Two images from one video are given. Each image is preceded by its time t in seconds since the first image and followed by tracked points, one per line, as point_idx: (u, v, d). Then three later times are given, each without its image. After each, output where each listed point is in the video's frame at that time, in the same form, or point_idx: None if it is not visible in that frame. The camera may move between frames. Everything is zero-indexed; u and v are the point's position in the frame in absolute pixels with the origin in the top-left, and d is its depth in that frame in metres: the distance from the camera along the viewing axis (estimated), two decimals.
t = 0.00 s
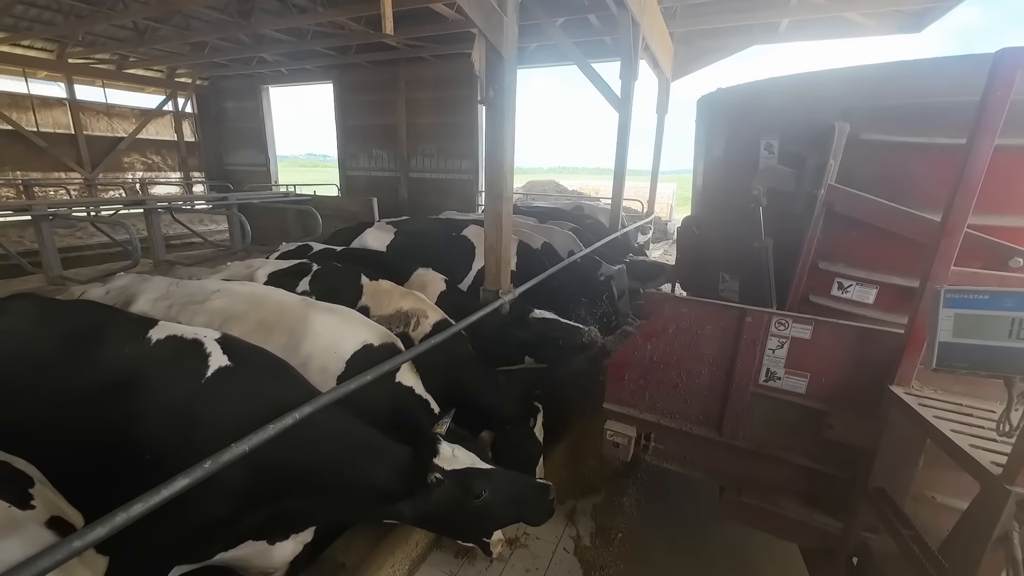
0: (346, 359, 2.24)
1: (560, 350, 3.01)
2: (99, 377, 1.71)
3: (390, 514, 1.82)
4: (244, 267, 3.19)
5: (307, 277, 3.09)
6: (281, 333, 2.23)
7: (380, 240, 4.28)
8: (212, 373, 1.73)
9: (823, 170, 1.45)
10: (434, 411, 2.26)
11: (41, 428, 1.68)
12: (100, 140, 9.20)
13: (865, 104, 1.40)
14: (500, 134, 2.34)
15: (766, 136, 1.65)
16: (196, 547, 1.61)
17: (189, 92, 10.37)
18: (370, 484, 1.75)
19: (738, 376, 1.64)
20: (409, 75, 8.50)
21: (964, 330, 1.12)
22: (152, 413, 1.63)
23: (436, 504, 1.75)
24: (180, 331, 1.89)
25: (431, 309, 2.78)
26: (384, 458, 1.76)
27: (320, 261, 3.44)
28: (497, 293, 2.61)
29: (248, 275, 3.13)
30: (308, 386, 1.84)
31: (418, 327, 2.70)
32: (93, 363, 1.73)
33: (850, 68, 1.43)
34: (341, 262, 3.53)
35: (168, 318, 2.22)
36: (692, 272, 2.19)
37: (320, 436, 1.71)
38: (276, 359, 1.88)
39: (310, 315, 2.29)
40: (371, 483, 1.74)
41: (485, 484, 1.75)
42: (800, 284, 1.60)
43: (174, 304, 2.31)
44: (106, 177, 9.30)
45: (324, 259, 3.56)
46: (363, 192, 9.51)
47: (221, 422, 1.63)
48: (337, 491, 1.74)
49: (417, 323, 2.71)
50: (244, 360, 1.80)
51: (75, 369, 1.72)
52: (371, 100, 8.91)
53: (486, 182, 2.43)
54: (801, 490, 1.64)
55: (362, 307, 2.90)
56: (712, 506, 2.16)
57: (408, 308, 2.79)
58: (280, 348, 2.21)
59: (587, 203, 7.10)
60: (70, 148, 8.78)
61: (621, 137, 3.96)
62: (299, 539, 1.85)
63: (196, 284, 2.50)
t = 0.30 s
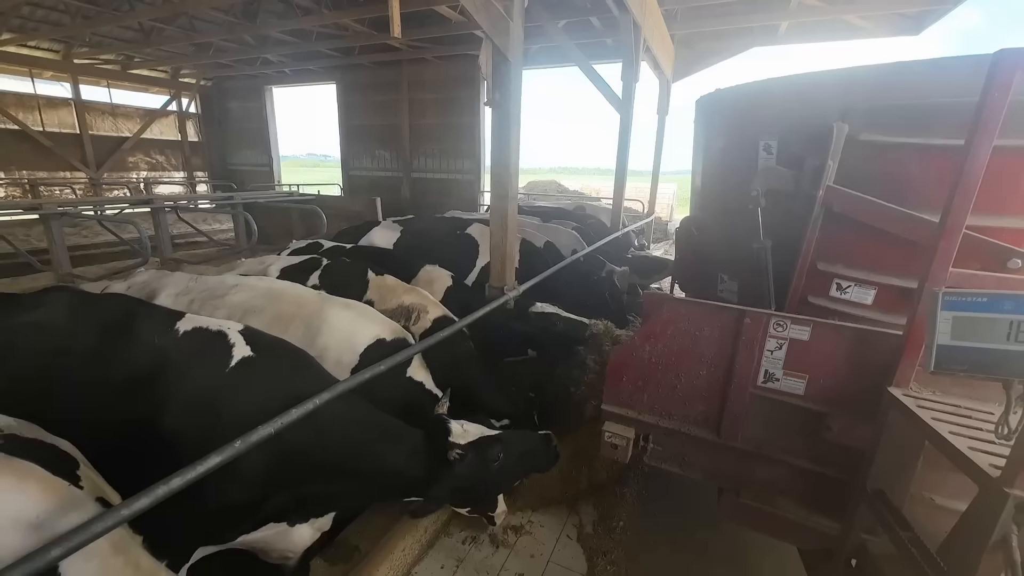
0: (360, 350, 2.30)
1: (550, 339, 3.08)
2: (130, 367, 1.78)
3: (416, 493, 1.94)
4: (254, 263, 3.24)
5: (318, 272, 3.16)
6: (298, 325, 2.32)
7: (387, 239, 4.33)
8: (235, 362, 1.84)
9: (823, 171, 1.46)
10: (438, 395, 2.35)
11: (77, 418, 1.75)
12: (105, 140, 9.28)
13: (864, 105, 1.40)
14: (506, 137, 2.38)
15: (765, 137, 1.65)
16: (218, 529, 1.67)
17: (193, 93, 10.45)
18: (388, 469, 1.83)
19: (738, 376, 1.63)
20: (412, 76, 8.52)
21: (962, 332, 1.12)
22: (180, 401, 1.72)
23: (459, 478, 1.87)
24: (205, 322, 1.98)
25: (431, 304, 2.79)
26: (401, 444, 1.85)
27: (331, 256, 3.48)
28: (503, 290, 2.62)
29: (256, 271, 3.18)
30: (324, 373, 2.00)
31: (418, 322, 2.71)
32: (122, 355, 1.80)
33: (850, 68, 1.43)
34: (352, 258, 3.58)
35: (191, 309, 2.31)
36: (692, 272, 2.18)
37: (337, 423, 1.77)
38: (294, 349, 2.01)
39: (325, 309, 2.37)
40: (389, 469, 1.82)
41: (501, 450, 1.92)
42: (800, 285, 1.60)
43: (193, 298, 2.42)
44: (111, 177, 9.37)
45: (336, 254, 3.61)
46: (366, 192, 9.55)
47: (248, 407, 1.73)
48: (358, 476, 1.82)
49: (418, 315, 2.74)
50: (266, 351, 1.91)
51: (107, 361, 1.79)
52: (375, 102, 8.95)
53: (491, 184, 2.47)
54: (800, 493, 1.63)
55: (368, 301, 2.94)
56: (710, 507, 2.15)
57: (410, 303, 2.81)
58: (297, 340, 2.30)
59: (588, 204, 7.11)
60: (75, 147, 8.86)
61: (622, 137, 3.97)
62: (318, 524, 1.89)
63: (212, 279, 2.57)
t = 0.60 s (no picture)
0: (384, 344, 2.34)
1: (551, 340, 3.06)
2: (167, 355, 1.86)
3: (447, 460, 2.04)
4: (274, 260, 3.28)
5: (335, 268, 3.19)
6: (324, 319, 2.34)
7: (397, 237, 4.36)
8: (266, 352, 1.87)
9: (822, 172, 1.47)
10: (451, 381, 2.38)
11: (118, 407, 1.82)
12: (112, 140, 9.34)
13: (862, 107, 1.41)
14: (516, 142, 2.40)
15: (764, 138, 1.66)
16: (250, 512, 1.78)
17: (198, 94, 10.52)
18: (413, 443, 1.93)
19: (737, 376, 1.64)
20: (416, 78, 8.56)
21: (960, 333, 1.12)
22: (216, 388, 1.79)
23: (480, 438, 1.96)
24: (235, 313, 2.00)
25: (449, 300, 2.82)
26: (421, 418, 1.94)
27: (347, 254, 3.51)
28: (510, 288, 2.64)
29: (276, 268, 3.21)
30: (350, 360, 1.98)
31: (437, 318, 2.76)
32: (159, 345, 1.88)
33: (849, 69, 1.44)
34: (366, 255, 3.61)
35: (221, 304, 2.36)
36: (692, 273, 2.19)
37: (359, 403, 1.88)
38: (323, 338, 2.00)
39: (350, 305, 2.38)
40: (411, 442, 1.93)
41: (515, 405, 1.97)
42: (800, 285, 1.60)
43: (222, 295, 2.47)
44: (117, 177, 9.44)
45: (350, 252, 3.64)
46: (369, 193, 9.58)
47: (277, 388, 1.80)
48: (386, 454, 1.91)
49: (439, 310, 2.77)
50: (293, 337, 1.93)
51: (146, 350, 1.88)
52: (379, 102, 8.99)
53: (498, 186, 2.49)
54: (799, 493, 1.64)
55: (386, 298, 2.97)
56: (709, 508, 2.16)
57: (429, 299, 2.84)
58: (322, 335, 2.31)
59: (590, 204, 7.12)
60: (82, 147, 8.94)
61: (624, 139, 3.98)
62: (342, 502, 2.00)
63: (240, 278, 2.62)
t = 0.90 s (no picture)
0: (407, 336, 2.41)
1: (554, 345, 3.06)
2: (205, 344, 1.94)
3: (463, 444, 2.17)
4: (289, 258, 3.33)
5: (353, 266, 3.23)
6: (350, 311, 2.43)
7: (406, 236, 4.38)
8: (301, 341, 2.01)
9: (822, 173, 1.46)
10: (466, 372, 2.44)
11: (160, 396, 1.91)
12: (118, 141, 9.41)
13: (863, 108, 1.41)
14: (526, 138, 2.61)
15: (764, 138, 1.67)
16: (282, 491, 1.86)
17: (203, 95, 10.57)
18: (435, 423, 2.06)
19: (738, 377, 1.64)
20: (420, 79, 8.59)
21: (962, 333, 1.12)
22: (255, 374, 1.91)
23: (493, 418, 2.13)
24: (271, 305, 2.11)
25: (463, 293, 2.92)
26: (441, 400, 2.09)
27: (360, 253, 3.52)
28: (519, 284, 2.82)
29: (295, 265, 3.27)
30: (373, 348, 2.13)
31: (449, 311, 2.85)
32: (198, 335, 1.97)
33: (850, 71, 1.44)
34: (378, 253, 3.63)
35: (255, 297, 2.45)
36: (692, 274, 2.19)
37: (385, 386, 2.03)
38: (351, 330, 2.15)
39: (376, 299, 2.47)
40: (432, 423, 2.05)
41: (525, 390, 2.13)
42: (800, 287, 1.60)
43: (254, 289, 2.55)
44: (124, 177, 9.50)
45: (364, 250, 3.63)
46: (373, 193, 9.61)
47: (311, 377, 1.94)
48: (410, 435, 2.02)
49: (454, 302, 2.87)
50: (324, 328, 2.08)
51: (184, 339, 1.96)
52: (384, 104, 9.02)
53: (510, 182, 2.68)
54: (799, 495, 1.64)
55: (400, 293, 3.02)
56: (709, 509, 2.15)
57: (441, 292, 2.91)
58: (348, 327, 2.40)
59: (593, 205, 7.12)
60: (89, 148, 9.01)
61: (627, 143, 3.99)
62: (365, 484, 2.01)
63: (269, 273, 2.71)
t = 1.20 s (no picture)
0: (412, 327, 2.47)
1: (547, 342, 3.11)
2: (231, 336, 2.05)
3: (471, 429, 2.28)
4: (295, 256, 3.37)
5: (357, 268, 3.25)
6: (359, 304, 2.49)
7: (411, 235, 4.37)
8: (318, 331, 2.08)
9: (822, 174, 1.46)
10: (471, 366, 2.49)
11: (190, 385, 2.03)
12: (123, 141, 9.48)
13: (863, 109, 1.40)
14: (532, 140, 2.63)
15: (764, 140, 1.67)
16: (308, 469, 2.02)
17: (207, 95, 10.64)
18: (446, 410, 2.18)
19: (737, 377, 1.63)
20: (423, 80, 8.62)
21: (962, 335, 1.12)
22: (277, 363, 2.01)
23: (499, 406, 2.21)
24: (291, 297, 2.19)
25: (464, 288, 2.97)
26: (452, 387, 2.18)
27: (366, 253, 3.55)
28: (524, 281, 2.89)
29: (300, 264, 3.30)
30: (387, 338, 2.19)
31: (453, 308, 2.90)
32: (225, 324, 2.08)
33: (849, 73, 1.44)
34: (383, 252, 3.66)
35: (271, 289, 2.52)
36: (691, 275, 2.19)
37: (398, 375, 2.13)
38: (364, 320, 2.21)
39: (382, 292, 2.52)
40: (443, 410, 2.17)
41: (531, 378, 2.26)
42: (799, 288, 1.60)
43: (268, 282, 2.62)
44: (129, 177, 9.58)
45: (369, 250, 3.67)
46: (376, 193, 9.64)
47: (329, 364, 2.02)
48: (423, 421, 2.16)
49: (456, 297, 2.92)
50: (341, 317, 2.15)
51: (212, 329, 2.07)
52: (386, 104, 9.05)
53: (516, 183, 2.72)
54: (798, 494, 1.63)
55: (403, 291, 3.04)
56: (707, 510, 2.16)
57: (445, 291, 2.94)
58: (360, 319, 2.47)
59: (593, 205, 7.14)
60: (95, 148, 9.09)
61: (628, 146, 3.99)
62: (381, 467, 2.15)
63: (283, 266, 2.80)
